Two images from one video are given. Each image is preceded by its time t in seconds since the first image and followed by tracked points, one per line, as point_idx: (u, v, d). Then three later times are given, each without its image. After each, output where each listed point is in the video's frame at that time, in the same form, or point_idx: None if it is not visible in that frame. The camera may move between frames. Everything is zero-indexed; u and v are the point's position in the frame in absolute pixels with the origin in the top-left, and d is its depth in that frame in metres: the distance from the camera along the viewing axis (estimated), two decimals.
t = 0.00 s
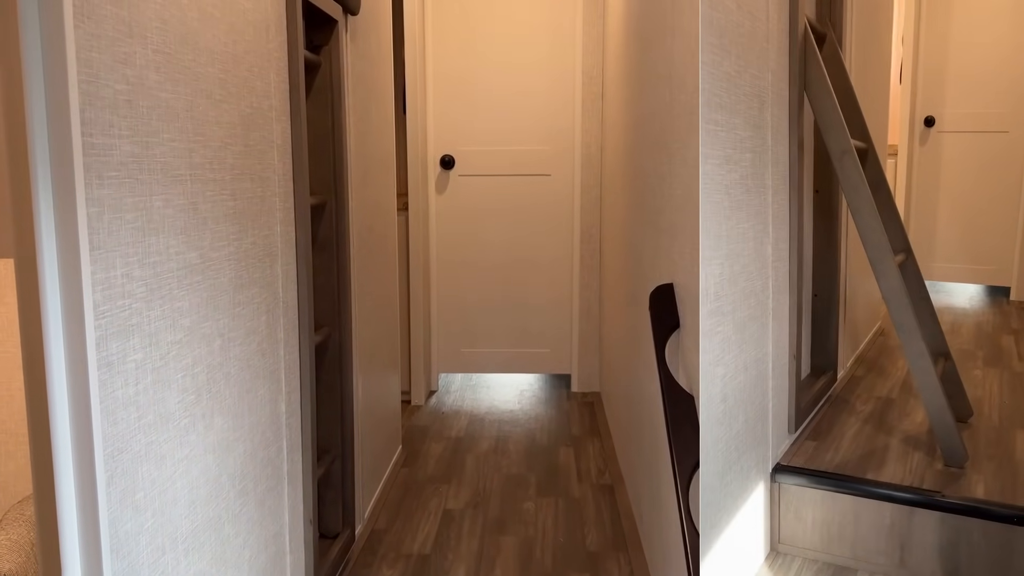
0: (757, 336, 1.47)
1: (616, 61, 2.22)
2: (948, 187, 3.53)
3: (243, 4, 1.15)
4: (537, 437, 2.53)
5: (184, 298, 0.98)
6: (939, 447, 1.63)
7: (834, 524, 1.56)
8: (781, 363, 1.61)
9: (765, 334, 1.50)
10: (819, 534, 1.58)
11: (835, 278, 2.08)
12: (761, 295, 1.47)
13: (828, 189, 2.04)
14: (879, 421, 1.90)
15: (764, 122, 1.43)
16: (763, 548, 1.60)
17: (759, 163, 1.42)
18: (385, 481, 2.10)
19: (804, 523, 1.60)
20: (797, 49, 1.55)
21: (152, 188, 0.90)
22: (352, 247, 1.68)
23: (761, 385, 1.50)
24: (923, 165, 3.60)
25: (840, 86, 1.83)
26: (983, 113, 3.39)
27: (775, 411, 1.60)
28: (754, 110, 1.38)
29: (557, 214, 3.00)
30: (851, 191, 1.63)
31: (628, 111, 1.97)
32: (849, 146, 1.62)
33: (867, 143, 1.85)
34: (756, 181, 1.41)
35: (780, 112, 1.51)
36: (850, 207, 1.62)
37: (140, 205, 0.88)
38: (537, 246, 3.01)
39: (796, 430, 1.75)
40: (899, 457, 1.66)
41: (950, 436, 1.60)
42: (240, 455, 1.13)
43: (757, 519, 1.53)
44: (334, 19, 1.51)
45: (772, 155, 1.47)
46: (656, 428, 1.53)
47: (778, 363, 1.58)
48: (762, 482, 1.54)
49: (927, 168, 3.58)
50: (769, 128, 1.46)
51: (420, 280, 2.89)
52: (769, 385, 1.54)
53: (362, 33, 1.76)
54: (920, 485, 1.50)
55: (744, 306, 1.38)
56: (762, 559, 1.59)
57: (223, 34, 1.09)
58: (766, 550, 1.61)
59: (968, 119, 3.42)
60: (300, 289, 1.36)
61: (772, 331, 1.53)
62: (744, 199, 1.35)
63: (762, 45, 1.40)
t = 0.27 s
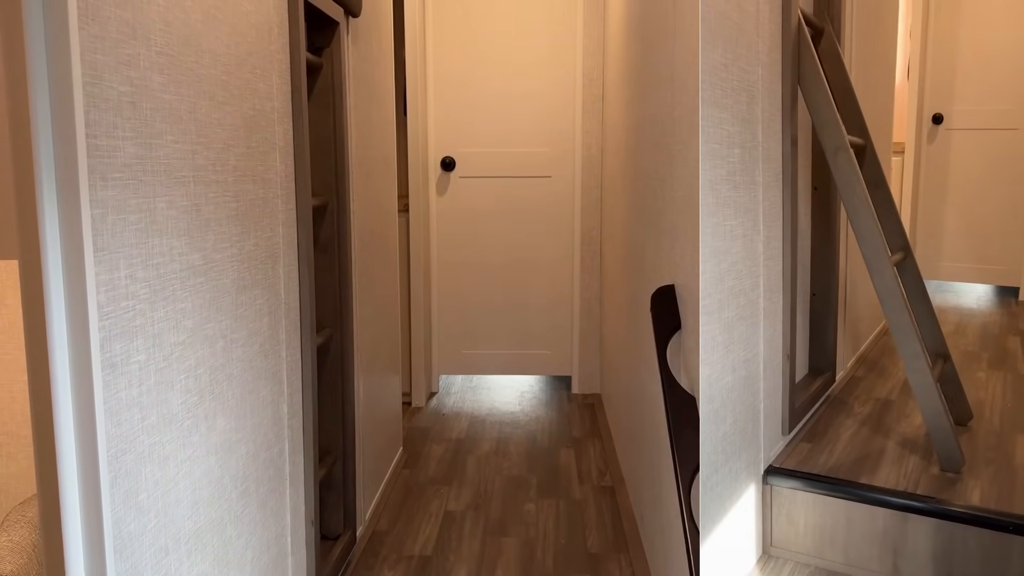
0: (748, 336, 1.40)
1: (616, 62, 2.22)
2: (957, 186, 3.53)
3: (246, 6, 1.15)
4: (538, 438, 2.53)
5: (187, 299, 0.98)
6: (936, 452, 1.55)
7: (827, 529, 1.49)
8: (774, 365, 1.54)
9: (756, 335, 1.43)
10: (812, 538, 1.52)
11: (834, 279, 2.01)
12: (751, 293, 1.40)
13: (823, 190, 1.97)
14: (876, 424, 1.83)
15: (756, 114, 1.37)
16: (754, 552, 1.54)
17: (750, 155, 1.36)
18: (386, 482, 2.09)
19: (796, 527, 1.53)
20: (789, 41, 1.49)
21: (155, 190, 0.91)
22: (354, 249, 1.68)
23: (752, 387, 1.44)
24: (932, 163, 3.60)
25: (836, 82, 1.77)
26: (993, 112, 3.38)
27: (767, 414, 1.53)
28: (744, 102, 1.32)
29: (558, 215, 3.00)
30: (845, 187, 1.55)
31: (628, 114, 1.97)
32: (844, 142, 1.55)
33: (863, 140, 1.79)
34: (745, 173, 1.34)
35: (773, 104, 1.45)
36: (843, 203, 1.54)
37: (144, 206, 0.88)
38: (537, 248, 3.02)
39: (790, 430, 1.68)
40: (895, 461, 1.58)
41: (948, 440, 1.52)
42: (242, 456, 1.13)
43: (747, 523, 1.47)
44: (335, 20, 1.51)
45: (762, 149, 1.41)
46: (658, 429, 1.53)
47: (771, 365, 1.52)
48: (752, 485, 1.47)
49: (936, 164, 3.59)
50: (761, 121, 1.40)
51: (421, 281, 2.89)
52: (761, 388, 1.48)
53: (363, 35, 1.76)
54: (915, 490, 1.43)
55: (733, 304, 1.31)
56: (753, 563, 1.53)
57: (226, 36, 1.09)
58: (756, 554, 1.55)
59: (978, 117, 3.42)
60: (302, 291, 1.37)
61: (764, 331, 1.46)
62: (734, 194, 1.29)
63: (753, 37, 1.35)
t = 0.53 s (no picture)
0: (741, 336, 1.38)
1: (616, 61, 2.21)
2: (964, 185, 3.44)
3: (246, 7, 1.16)
4: (537, 439, 2.53)
5: (187, 299, 0.98)
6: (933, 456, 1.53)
7: (820, 531, 1.48)
8: (768, 364, 1.52)
9: (749, 334, 1.41)
10: (805, 540, 1.51)
11: (833, 277, 1.97)
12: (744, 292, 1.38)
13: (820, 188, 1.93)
14: (873, 425, 1.81)
15: (748, 110, 1.34)
16: (747, 554, 1.53)
17: (742, 152, 1.33)
18: (386, 483, 2.09)
19: (789, 529, 1.53)
20: (783, 34, 1.45)
21: (156, 190, 0.91)
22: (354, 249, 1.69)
23: (745, 387, 1.41)
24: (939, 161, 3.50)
25: (833, 77, 1.73)
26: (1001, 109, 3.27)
27: (760, 414, 1.51)
28: (736, 97, 1.29)
29: (557, 215, 3.00)
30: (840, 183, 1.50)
31: (628, 114, 1.97)
32: (839, 136, 1.49)
33: (861, 136, 1.74)
34: (738, 171, 1.32)
35: (767, 101, 1.43)
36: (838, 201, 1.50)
37: (144, 207, 0.88)
38: (536, 248, 3.02)
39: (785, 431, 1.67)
40: (890, 463, 1.57)
41: (945, 444, 1.50)
42: (242, 456, 1.13)
43: (740, 525, 1.46)
44: (335, 21, 1.51)
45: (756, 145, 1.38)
46: (657, 428, 1.53)
47: (764, 364, 1.49)
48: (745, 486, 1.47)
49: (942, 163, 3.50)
50: (753, 116, 1.37)
51: (421, 282, 2.89)
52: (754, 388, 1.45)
53: (362, 36, 1.76)
54: (910, 494, 1.41)
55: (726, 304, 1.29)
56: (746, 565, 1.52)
57: (227, 37, 1.09)
58: (750, 555, 1.54)
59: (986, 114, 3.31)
60: (302, 291, 1.37)
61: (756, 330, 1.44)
62: (727, 192, 1.27)
63: (745, 30, 1.32)
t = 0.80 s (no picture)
0: (736, 335, 1.36)
1: (616, 60, 2.21)
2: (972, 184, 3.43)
3: (248, 10, 1.16)
4: (538, 439, 2.54)
5: (191, 301, 0.98)
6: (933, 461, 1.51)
7: (816, 535, 1.49)
8: (764, 363, 1.50)
9: (746, 333, 1.39)
10: (802, 544, 1.51)
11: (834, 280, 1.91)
12: (740, 291, 1.36)
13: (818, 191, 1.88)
14: (872, 428, 1.80)
15: (743, 108, 1.33)
16: (744, 558, 1.54)
17: (738, 150, 1.32)
18: (387, 484, 2.09)
19: (786, 533, 1.53)
20: (778, 32, 1.43)
21: (160, 192, 0.91)
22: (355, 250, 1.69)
23: (742, 387, 1.39)
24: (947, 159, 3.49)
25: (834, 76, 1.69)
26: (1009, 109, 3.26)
27: (757, 415, 1.49)
28: (730, 94, 1.27)
29: (557, 216, 3.01)
30: (839, 182, 1.48)
31: (628, 114, 1.98)
32: (838, 134, 1.47)
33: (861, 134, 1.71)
34: (735, 170, 1.31)
35: (764, 98, 1.42)
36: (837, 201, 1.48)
37: (148, 209, 0.89)
38: (536, 249, 3.02)
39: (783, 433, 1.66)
40: (888, 468, 1.56)
41: (945, 450, 1.48)
42: (245, 457, 1.14)
43: (736, 529, 1.47)
44: (336, 23, 1.52)
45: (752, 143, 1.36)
46: (658, 428, 1.54)
47: (760, 364, 1.48)
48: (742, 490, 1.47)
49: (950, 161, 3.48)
50: (749, 113, 1.35)
51: (421, 283, 2.90)
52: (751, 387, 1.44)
53: (363, 37, 1.77)
54: (907, 499, 1.40)
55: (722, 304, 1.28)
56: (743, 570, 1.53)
57: (229, 39, 1.10)
58: (746, 560, 1.55)
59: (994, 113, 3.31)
60: (304, 292, 1.37)
61: (752, 330, 1.42)
62: (722, 191, 1.26)
63: (739, 27, 1.29)
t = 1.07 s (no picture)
0: (733, 343, 1.33)
1: (616, 62, 2.22)
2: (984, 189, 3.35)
3: (252, 14, 1.17)
4: (539, 441, 2.54)
5: (195, 303, 0.99)
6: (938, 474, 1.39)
7: (816, 553, 1.37)
8: (765, 372, 1.46)
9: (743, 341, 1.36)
10: (801, 562, 1.39)
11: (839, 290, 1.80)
12: (738, 297, 1.33)
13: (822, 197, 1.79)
14: (880, 438, 1.69)
15: (741, 110, 1.30)
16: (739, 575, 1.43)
17: (735, 153, 1.29)
18: (389, 485, 2.10)
19: (785, 549, 1.42)
20: (779, 33, 1.40)
21: (164, 196, 0.92)
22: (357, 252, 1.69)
23: (739, 396, 1.35)
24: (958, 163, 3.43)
25: (837, 78, 1.64)
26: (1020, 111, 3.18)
27: (757, 428, 1.44)
28: (728, 97, 1.25)
29: (558, 218, 3.01)
30: (841, 186, 1.40)
31: (629, 117, 1.98)
32: (839, 135, 1.39)
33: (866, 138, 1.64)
34: (732, 174, 1.28)
35: (764, 101, 1.39)
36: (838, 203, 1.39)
37: (153, 212, 0.89)
38: (536, 251, 3.03)
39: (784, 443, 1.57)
40: (894, 481, 1.44)
41: (949, 458, 1.37)
42: (248, 459, 1.14)
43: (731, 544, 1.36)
44: (338, 26, 1.52)
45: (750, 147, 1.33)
46: (659, 430, 1.55)
47: (759, 373, 1.43)
48: (737, 501, 1.37)
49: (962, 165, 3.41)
50: (746, 116, 1.32)
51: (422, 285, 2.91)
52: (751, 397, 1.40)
53: (365, 40, 1.77)
54: (912, 515, 1.28)
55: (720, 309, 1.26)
56: None
57: (233, 43, 1.10)
58: None
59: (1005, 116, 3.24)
60: (306, 295, 1.38)
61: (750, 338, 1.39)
62: (719, 195, 1.24)
63: (737, 29, 1.27)
